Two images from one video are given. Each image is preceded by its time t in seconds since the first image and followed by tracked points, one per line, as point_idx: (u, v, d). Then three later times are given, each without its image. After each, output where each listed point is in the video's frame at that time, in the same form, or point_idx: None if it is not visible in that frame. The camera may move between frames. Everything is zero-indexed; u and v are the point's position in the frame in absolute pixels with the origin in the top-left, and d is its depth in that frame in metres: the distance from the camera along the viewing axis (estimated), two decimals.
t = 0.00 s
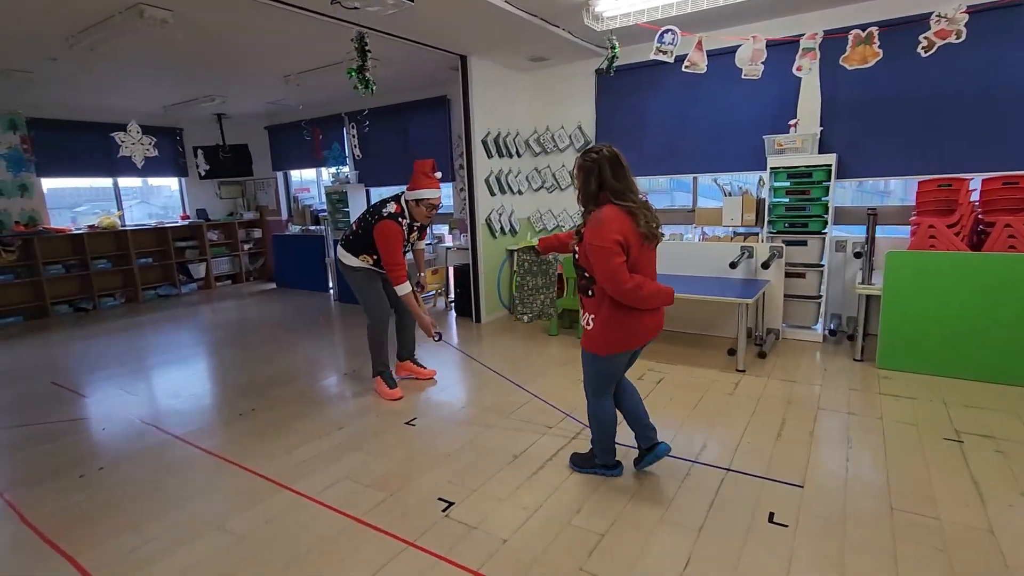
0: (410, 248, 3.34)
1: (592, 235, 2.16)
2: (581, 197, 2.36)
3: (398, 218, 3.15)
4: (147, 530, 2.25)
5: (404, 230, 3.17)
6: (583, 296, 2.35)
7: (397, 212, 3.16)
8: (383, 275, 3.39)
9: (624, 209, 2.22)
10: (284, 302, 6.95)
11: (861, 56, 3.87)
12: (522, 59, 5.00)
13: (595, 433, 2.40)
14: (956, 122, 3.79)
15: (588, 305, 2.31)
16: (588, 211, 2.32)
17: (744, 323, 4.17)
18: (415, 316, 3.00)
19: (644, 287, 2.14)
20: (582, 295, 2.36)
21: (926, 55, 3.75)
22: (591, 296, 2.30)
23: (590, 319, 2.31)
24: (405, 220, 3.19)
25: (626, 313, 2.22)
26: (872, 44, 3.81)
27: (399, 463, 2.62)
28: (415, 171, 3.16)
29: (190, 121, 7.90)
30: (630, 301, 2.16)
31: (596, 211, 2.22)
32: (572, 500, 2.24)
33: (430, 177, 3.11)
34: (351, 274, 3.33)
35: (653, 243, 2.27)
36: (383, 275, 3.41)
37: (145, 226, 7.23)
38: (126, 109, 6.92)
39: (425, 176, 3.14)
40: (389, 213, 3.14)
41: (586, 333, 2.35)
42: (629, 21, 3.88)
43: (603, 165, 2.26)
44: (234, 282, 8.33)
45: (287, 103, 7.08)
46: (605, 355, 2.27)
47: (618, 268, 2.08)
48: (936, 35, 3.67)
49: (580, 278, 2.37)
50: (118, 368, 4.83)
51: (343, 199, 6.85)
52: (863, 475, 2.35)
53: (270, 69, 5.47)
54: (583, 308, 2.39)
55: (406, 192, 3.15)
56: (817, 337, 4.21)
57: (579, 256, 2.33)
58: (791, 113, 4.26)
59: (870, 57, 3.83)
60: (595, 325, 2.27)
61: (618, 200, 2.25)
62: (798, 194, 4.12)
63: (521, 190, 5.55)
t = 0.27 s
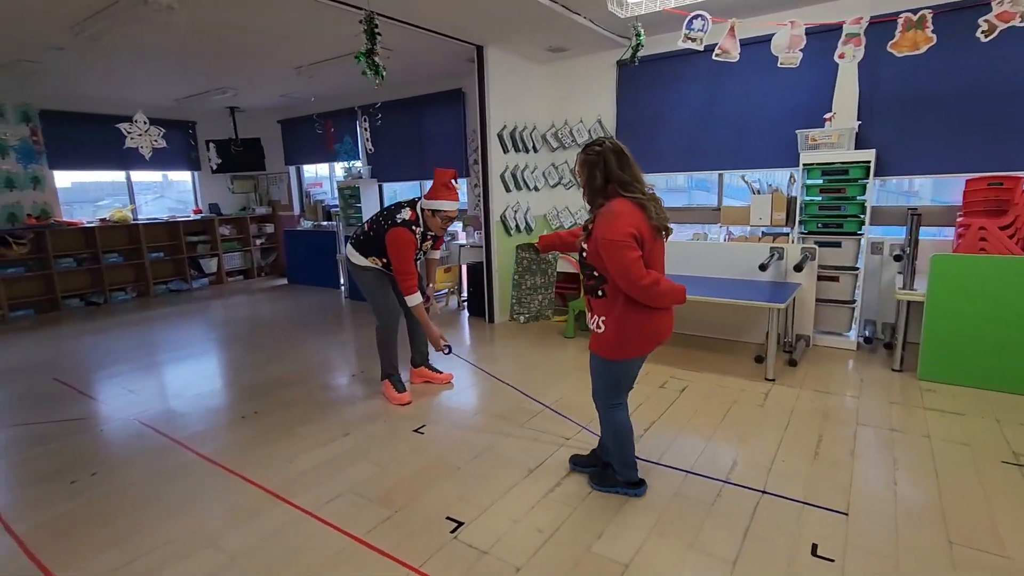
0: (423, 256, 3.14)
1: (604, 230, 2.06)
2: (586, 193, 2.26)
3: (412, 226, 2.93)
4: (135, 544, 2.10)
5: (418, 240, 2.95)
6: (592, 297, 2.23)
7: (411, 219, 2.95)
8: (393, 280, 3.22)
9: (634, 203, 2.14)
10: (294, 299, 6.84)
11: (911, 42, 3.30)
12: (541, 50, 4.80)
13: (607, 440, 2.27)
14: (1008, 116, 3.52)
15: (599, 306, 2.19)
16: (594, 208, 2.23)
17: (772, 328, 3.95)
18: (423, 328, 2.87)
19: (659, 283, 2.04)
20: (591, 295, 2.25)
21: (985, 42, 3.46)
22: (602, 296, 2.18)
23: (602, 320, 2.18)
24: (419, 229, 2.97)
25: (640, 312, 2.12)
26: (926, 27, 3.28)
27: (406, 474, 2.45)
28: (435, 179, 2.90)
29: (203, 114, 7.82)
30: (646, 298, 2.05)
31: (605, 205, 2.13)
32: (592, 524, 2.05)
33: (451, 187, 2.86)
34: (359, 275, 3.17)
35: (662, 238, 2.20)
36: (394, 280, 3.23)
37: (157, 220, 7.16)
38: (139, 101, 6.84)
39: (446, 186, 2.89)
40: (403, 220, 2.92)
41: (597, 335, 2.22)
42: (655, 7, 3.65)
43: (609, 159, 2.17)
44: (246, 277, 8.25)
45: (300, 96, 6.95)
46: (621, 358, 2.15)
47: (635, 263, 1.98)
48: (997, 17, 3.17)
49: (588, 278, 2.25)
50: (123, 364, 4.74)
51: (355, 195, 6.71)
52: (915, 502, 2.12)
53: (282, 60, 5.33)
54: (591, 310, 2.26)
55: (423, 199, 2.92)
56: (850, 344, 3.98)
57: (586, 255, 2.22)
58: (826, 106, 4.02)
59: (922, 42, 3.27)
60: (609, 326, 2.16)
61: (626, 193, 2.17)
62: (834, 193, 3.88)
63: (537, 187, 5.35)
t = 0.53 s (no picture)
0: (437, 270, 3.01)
1: (624, 235, 1.81)
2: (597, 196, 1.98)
3: (430, 242, 2.78)
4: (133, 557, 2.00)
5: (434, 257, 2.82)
6: (612, 306, 2.01)
7: (429, 234, 2.80)
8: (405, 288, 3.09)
9: (654, 204, 1.87)
10: (310, 296, 6.78)
11: (969, 31, 3.03)
12: (562, 42, 4.63)
13: (630, 454, 2.09)
14: None
15: (620, 315, 1.98)
16: (607, 212, 1.95)
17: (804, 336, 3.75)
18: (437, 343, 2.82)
19: (686, 289, 1.83)
20: (610, 304, 2.02)
21: None
22: (623, 306, 1.95)
23: (625, 331, 1.97)
24: (436, 245, 2.82)
25: (667, 320, 1.91)
26: (985, 15, 2.98)
27: (416, 488, 2.32)
28: (458, 198, 2.73)
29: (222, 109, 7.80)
30: (673, 306, 1.84)
31: (622, 209, 1.87)
32: (615, 552, 1.90)
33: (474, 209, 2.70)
34: (372, 278, 3.05)
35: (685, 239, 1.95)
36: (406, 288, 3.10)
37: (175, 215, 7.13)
38: (158, 95, 6.83)
39: (468, 206, 2.73)
40: (421, 235, 2.78)
41: (619, 347, 2.01)
42: None
43: (622, 157, 1.89)
44: (263, 273, 8.24)
45: (317, 91, 6.88)
46: (647, 370, 1.95)
47: (660, 270, 1.76)
48: None
49: (605, 286, 2.02)
50: (137, 358, 4.69)
51: (371, 190, 6.62)
52: (972, 537, 1.93)
53: (298, 54, 5.23)
54: (610, 319, 2.04)
55: (444, 215, 2.76)
56: (886, 354, 3.76)
57: (602, 262, 1.98)
58: (865, 102, 3.79)
59: (981, 31, 2.99)
60: (632, 337, 1.94)
61: (644, 194, 1.89)
62: (872, 193, 3.66)
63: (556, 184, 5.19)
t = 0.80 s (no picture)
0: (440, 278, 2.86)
1: (642, 234, 1.65)
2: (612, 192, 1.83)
3: (434, 252, 2.63)
4: None
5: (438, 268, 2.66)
6: (627, 310, 1.85)
7: (434, 243, 2.64)
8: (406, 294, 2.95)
9: (673, 199, 1.72)
10: (307, 295, 6.64)
11: (1003, 18, 2.87)
12: (568, 34, 4.48)
13: (645, 467, 1.93)
14: None
15: (637, 320, 1.82)
16: (623, 209, 1.80)
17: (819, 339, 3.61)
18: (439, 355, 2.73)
19: (711, 292, 1.67)
20: (625, 308, 1.86)
21: None
22: (640, 310, 1.79)
23: (642, 338, 1.81)
24: (441, 256, 2.67)
25: (688, 325, 1.75)
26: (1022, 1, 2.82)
27: (416, 503, 2.18)
28: (465, 206, 2.56)
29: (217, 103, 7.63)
30: (696, 309, 1.69)
31: (639, 206, 1.71)
32: None
33: (482, 219, 2.54)
34: (369, 280, 2.90)
35: (705, 237, 1.80)
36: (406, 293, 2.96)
37: (168, 212, 6.98)
38: (151, 89, 6.66)
39: (475, 216, 2.56)
40: (425, 244, 2.62)
41: (636, 354, 1.85)
42: None
43: (639, 149, 1.74)
44: (259, 271, 8.08)
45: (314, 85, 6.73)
46: (667, 379, 1.80)
47: (683, 272, 1.60)
48: None
49: (619, 288, 1.85)
50: (126, 359, 4.54)
51: (369, 187, 6.47)
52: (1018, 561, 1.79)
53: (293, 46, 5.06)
54: (625, 324, 1.88)
55: (450, 224, 2.60)
56: (904, 358, 3.63)
57: (617, 263, 1.81)
58: (883, 96, 3.65)
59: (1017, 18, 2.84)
60: (651, 344, 1.78)
61: (663, 189, 1.74)
62: (890, 190, 3.50)
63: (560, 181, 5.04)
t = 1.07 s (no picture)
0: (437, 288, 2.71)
1: (661, 236, 1.51)
2: (625, 188, 1.70)
3: (432, 263, 2.48)
4: None
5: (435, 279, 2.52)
6: (641, 318, 1.71)
7: (432, 253, 2.48)
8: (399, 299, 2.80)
9: (693, 198, 1.59)
10: (292, 294, 6.44)
11: None
12: (562, 24, 4.32)
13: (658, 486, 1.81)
14: None
15: (652, 329, 1.69)
16: (637, 208, 1.66)
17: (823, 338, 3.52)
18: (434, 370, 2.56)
19: (734, 297, 1.55)
20: (638, 316, 1.72)
21: None
22: (656, 318, 1.66)
23: (658, 348, 1.67)
24: (438, 266, 2.51)
25: (709, 334, 1.62)
26: None
27: (412, 523, 2.03)
28: (466, 214, 2.40)
29: (196, 95, 7.37)
30: (719, 318, 1.56)
31: (656, 204, 1.57)
32: None
33: (483, 229, 2.38)
34: (360, 284, 2.75)
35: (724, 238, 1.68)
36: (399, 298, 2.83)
37: (146, 208, 6.73)
38: (126, 80, 6.40)
39: (475, 226, 2.40)
40: (422, 253, 2.47)
41: (651, 365, 1.71)
42: None
43: (656, 142, 1.61)
44: (242, 269, 7.85)
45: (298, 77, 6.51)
46: (687, 392, 1.66)
47: (706, 277, 1.47)
48: None
49: (632, 294, 1.72)
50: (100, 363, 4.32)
51: (357, 182, 6.28)
52: None
53: (275, 36, 4.85)
54: (638, 332, 1.75)
55: (449, 233, 2.44)
56: (908, 356, 3.56)
57: (630, 266, 1.68)
58: (887, 88, 3.56)
59: None
60: (669, 354, 1.65)
61: (682, 186, 1.61)
62: (895, 184, 3.39)
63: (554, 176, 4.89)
